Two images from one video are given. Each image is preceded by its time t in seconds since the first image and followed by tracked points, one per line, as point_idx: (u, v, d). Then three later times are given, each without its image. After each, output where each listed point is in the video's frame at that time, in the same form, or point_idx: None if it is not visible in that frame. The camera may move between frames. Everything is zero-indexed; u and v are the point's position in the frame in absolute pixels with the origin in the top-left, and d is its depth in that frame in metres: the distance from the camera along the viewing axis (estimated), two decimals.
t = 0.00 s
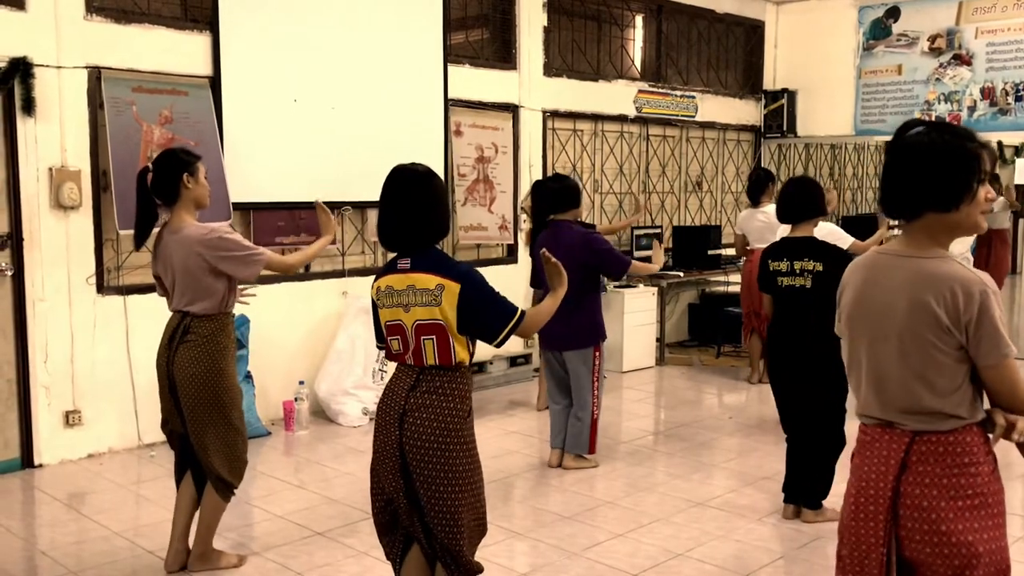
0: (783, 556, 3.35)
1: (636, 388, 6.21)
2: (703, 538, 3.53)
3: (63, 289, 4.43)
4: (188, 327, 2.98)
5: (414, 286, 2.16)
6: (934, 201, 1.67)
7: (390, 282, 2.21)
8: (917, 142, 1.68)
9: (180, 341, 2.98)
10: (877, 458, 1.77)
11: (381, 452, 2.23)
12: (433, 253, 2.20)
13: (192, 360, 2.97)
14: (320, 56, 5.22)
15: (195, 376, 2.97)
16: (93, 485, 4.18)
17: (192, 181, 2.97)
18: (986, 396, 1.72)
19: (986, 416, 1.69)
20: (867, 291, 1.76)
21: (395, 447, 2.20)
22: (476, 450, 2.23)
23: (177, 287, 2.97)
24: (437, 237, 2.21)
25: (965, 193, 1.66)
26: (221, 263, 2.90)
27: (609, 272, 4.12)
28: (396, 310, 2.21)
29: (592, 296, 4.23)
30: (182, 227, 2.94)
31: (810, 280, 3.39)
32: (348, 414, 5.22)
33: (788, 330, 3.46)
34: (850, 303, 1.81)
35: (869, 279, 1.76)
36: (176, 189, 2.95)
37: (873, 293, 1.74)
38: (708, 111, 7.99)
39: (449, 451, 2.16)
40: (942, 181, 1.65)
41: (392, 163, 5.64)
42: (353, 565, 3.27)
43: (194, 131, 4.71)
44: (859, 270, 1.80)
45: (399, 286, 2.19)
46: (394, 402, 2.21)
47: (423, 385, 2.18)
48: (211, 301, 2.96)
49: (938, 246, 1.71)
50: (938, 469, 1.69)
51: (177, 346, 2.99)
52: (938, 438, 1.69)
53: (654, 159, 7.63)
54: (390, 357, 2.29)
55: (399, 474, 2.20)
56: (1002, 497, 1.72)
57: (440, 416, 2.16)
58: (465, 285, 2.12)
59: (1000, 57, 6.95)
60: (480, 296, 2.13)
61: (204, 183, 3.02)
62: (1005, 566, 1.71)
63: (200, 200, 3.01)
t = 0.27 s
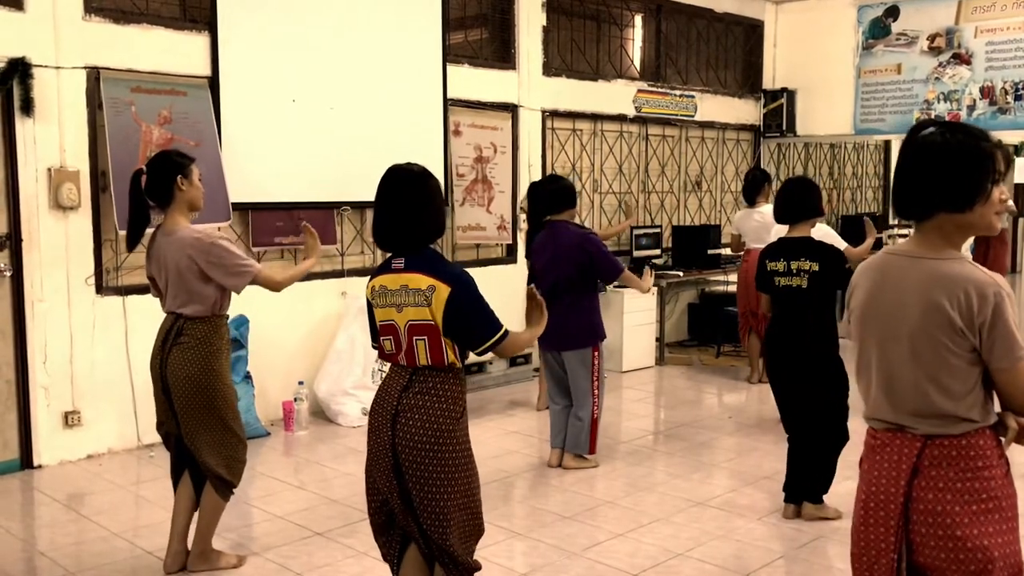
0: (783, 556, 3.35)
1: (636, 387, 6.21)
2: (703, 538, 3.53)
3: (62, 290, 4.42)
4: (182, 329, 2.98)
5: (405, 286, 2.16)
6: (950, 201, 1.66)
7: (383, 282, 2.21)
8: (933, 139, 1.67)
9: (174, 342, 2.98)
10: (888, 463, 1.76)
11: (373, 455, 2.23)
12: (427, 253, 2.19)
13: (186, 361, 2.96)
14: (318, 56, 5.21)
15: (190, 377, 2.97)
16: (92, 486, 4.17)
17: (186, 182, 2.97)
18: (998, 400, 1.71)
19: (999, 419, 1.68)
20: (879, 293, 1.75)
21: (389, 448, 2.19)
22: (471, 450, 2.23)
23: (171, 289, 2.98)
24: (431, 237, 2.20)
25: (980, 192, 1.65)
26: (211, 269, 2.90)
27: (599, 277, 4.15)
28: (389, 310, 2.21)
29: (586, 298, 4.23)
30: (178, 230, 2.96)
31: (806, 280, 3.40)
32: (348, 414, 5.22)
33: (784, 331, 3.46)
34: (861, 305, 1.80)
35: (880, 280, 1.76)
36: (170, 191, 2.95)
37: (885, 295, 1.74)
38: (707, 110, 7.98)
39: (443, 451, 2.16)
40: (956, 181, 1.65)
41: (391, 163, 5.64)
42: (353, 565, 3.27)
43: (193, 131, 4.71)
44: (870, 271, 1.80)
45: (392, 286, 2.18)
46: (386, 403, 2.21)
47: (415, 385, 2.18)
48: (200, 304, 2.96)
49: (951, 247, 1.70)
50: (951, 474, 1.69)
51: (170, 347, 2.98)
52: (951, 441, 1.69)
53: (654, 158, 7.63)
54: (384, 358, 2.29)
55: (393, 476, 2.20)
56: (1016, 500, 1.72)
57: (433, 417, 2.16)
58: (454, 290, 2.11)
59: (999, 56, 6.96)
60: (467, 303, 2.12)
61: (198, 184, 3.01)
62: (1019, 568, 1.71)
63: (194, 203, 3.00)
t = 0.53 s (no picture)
0: (782, 555, 3.34)
1: (635, 387, 6.21)
2: (702, 537, 3.53)
3: (61, 290, 4.42)
4: (176, 329, 2.97)
5: (405, 286, 2.17)
6: (957, 202, 1.64)
7: (381, 281, 2.22)
8: (940, 136, 1.64)
9: (167, 343, 2.97)
10: (891, 463, 1.76)
11: (371, 454, 2.23)
12: (426, 254, 2.20)
13: (183, 359, 2.95)
14: (315, 57, 5.21)
15: (184, 376, 2.96)
16: (91, 487, 4.17)
17: (182, 182, 2.97)
18: (1001, 400, 1.71)
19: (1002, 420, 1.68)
20: (883, 292, 1.74)
21: (386, 447, 2.19)
22: (471, 447, 2.23)
23: (164, 287, 2.97)
24: (430, 238, 2.21)
25: (996, 190, 1.64)
26: (203, 270, 2.90)
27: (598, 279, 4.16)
28: (386, 309, 2.22)
29: (586, 298, 4.23)
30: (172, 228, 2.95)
31: (807, 278, 3.40)
32: (348, 414, 5.22)
33: (785, 329, 3.46)
34: (864, 305, 1.79)
35: (884, 280, 1.75)
36: (166, 191, 2.95)
37: (889, 295, 1.73)
38: (706, 110, 7.98)
39: (441, 449, 2.16)
40: (963, 180, 1.63)
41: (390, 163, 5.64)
42: (352, 565, 3.26)
43: (192, 132, 4.70)
44: (873, 270, 1.79)
45: (390, 286, 2.20)
46: (383, 402, 2.21)
47: (411, 384, 2.17)
48: (193, 303, 2.96)
49: (956, 246, 1.69)
50: (954, 474, 1.69)
51: (164, 348, 2.98)
52: (954, 442, 1.69)
53: (652, 157, 7.62)
54: (382, 357, 2.30)
55: (390, 475, 2.19)
56: (1018, 501, 1.72)
57: (429, 415, 2.16)
58: (451, 291, 2.12)
59: (997, 55, 6.96)
60: (462, 304, 2.14)
61: (194, 183, 3.01)
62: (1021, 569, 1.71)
63: (190, 203, 3.01)
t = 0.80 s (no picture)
0: (777, 555, 3.35)
1: (631, 387, 6.21)
2: (697, 538, 3.52)
3: (55, 292, 4.40)
4: (174, 323, 2.97)
5: (408, 286, 2.17)
6: (955, 204, 1.63)
7: (385, 281, 2.22)
8: (934, 138, 1.64)
9: (165, 337, 2.97)
10: (890, 467, 1.75)
11: (376, 452, 2.22)
12: (429, 253, 2.20)
13: (180, 359, 2.95)
14: (310, 57, 5.20)
15: (183, 373, 2.95)
16: (85, 489, 4.15)
17: (180, 177, 2.97)
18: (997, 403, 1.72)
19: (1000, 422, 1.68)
20: (882, 295, 1.73)
21: (390, 447, 2.19)
22: (474, 448, 2.24)
23: (163, 281, 2.97)
24: (432, 237, 2.21)
25: (986, 195, 1.64)
26: (198, 268, 2.89)
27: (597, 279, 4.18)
28: (390, 309, 2.23)
29: (587, 296, 4.24)
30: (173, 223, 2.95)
31: (809, 274, 3.39)
32: (343, 414, 5.20)
33: (786, 326, 3.47)
34: (862, 307, 1.78)
35: (882, 283, 1.74)
36: (164, 186, 2.94)
37: (888, 298, 1.72)
38: (701, 110, 7.98)
39: (445, 448, 2.17)
40: (959, 182, 1.62)
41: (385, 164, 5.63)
42: (348, 566, 3.26)
43: (186, 133, 4.69)
44: (869, 273, 1.78)
45: (393, 286, 2.20)
46: (389, 404, 2.21)
47: (417, 383, 2.18)
48: (190, 301, 2.95)
49: (952, 249, 1.68)
50: (956, 477, 1.68)
51: (161, 343, 2.97)
52: (953, 445, 1.68)
53: (648, 158, 7.62)
54: (386, 357, 2.30)
55: (393, 475, 2.19)
56: (1016, 501, 1.73)
57: (434, 415, 2.17)
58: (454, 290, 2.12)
59: (992, 55, 6.97)
60: (466, 303, 2.13)
61: (193, 180, 3.01)
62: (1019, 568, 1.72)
63: (189, 198, 3.01)
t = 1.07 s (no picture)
0: (768, 555, 3.35)
1: (622, 387, 6.22)
2: (688, 538, 3.53)
3: (44, 293, 4.38)
4: (170, 329, 2.96)
5: (409, 288, 2.18)
6: (947, 205, 1.64)
7: (385, 284, 2.23)
8: (924, 141, 1.65)
9: (162, 343, 2.96)
10: (883, 474, 1.76)
11: (377, 459, 2.22)
12: (429, 256, 2.22)
13: (176, 363, 2.93)
14: (301, 58, 5.19)
15: (181, 378, 2.94)
16: (75, 490, 4.14)
17: (177, 183, 2.96)
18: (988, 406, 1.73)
19: (992, 426, 1.69)
20: (875, 299, 1.73)
21: (393, 452, 2.19)
22: (474, 452, 2.25)
23: (159, 287, 2.96)
24: (432, 240, 2.23)
25: (977, 197, 1.65)
26: (198, 274, 2.88)
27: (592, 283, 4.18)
28: (390, 313, 2.23)
29: (581, 299, 4.23)
30: (171, 228, 2.94)
31: (805, 280, 3.38)
32: (334, 416, 5.20)
33: (783, 330, 3.47)
34: (855, 311, 1.77)
35: (875, 287, 1.73)
36: (161, 192, 2.93)
37: (882, 302, 1.72)
38: (691, 111, 7.99)
39: (449, 452, 2.17)
40: (950, 183, 1.63)
41: (375, 165, 5.62)
42: (339, 568, 3.25)
43: (175, 134, 4.68)
44: (861, 277, 1.77)
45: (394, 290, 2.21)
46: (390, 408, 2.21)
47: (420, 387, 2.18)
48: (190, 305, 2.94)
49: (944, 253, 1.68)
50: (949, 483, 1.69)
51: (158, 348, 2.96)
52: (945, 450, 1.69)
53: (639, 158, 7.63)
54: (386, 362, 2.29)
55: (397, 479, 2.19)
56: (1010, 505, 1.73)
57: (438, 418, 2.17)
58: (459, 293, 2.14)
59: (980, 56, 7.01)
60: (469, 307, 2.15)
61: (189, 185, 3.00)
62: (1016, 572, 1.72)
63: (185, 203, 3.00)
